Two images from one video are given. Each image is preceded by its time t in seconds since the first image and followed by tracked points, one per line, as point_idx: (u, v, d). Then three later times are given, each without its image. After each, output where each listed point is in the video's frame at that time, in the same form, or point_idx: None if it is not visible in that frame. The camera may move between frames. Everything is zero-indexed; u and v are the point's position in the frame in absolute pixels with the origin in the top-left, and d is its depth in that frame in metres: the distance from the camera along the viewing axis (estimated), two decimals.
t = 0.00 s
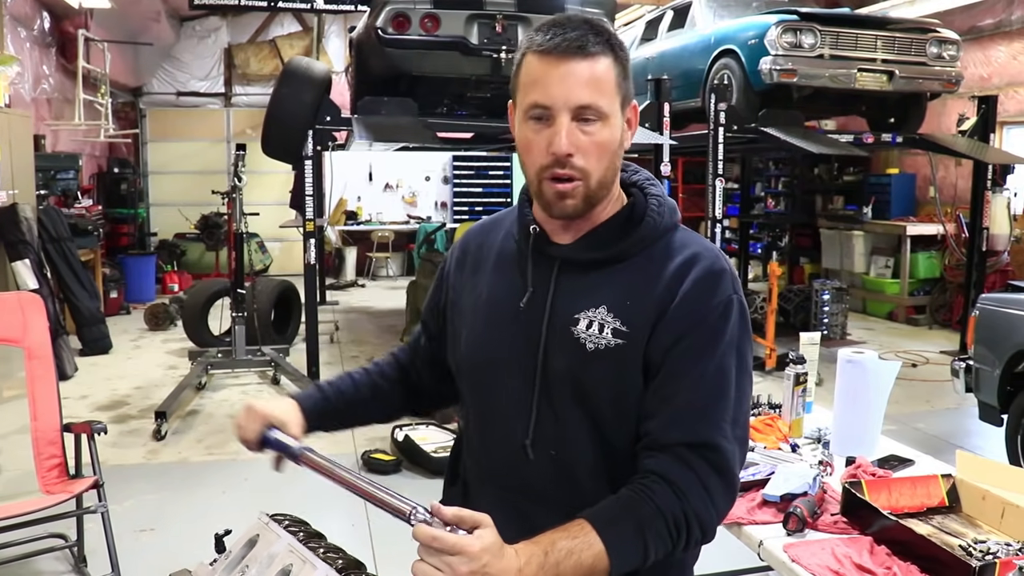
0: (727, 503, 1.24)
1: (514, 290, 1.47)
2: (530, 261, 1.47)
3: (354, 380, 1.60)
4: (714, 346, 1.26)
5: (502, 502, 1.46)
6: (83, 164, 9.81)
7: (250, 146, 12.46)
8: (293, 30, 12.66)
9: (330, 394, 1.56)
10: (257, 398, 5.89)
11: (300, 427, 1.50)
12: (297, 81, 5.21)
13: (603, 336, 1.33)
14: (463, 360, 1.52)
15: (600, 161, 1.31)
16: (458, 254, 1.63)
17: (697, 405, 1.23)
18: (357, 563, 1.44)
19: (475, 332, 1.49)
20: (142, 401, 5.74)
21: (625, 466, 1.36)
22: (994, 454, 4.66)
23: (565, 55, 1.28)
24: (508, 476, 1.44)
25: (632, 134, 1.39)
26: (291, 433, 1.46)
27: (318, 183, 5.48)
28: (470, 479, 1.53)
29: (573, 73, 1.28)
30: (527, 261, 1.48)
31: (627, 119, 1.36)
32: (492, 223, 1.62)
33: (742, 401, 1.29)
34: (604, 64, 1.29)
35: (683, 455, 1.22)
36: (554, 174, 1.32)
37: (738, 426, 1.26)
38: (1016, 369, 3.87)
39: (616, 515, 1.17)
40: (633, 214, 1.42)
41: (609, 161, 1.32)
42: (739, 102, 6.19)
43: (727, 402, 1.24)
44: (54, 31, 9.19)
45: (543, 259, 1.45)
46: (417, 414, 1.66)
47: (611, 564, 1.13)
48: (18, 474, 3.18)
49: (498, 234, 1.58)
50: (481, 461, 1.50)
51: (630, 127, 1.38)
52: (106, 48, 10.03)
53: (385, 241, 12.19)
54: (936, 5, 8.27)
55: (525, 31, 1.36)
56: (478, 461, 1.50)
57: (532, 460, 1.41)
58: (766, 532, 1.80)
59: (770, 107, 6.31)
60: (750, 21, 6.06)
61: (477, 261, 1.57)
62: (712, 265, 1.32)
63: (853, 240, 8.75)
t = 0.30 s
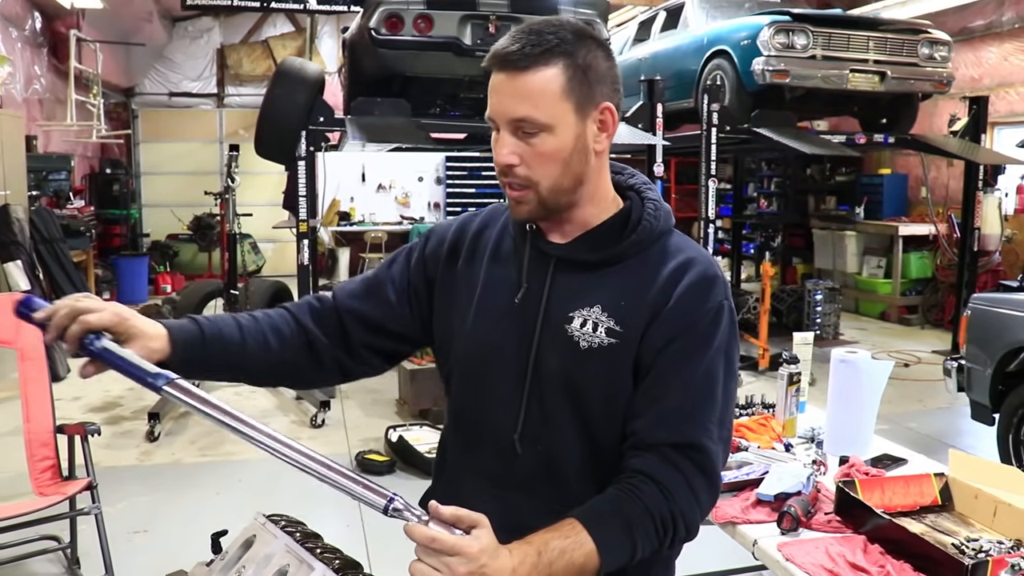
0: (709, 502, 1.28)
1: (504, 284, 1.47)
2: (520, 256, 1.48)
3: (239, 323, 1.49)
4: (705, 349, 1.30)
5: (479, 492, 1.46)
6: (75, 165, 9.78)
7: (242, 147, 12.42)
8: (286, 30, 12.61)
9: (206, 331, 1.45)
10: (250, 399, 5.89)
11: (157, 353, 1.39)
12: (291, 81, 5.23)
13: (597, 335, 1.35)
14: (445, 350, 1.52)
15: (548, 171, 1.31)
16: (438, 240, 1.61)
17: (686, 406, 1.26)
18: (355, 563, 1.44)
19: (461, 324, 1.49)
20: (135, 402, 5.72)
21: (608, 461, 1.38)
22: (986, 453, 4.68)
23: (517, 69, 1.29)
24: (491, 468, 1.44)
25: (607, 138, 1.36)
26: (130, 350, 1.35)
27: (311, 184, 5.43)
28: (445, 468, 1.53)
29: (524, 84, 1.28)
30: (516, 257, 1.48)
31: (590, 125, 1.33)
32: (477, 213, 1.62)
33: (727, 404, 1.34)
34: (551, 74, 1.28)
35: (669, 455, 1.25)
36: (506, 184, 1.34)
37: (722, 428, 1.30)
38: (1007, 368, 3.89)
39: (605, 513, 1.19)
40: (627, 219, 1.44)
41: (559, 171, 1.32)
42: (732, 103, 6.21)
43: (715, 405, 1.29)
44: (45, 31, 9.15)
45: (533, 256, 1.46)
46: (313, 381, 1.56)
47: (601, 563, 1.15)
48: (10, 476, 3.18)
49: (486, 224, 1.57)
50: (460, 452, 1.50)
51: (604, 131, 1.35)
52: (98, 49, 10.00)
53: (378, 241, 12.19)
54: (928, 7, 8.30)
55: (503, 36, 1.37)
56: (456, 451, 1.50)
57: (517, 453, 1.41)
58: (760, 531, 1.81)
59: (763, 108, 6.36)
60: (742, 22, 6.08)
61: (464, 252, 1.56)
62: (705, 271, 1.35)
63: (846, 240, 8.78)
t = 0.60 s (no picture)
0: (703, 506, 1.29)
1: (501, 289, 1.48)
2: (518, 260, 1.48)
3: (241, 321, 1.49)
4: (701, 358, 1.30)
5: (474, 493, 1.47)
6: (69, 166, 9.76)
7: (237, 148, 12.41)
8: (280, 31, 12.64)
9: (205, 333, 1.44)
10: (246, 400, 5.89)
11: (159, 361, 1.37)
12: (287, 82, 5.20)
13: (596, 343, 1.35)
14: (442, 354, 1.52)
15: (541, 174, 1.31)
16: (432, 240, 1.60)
17: (682, 415, 1.27)
18: (354, 563, 1.44)
19: (457, 326, 1.49)
20: (130, 404, 5.71)
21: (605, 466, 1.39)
22: (980, 452, 4.70)
23: (501, 78, 1.29)
24: (488, 471, 1.45)
25: (600, 137, 1.36)
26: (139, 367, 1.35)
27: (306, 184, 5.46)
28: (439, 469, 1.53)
29: (511, 90, 1.28)
30: (514, 261, 1.49)
31: (582, 124, 1.33)
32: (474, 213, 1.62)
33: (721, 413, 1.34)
34: (534, 78, 1.28)
35: (663, 463, 1.25)
36: (501, 190, 1.34)
37: (716, 437, 1.31)
38: (1001, 368, 3.91)
39: (602, 515, 1.19)
40: (624, 225, 1.45)
41: (553, 173, 1.32)
42: (726, 104, 6.22)
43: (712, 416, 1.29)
44: (40, 32, 9.14)
45: (531, 260, 1.46)
46: (308, 379, 1.56)
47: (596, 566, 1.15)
48: (6, 477, 3.17)
49: (485, 227, 1.58)
50: (454, 453, 1.50)
51: (597, 130, 1.35)
52: (92, 49, 9.98)
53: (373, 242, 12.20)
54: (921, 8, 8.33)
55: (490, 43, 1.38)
56: (452, 452, 1.51)
57: (511, 455, 1.42)
58: (756, 531, 1.81)
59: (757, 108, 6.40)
60: (737, 23, 6.10)
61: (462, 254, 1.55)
62: (703, 281, 1.36)
63: (840, 240, 8.81)
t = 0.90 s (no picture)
0: (703, 519, 1.26)
1: (488, 292, 1.47)
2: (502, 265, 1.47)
3: (376, 381, 1.63)
4: (683, 373, 1.24)
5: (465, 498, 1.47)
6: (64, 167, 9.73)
7: (233, 148, 12.40)
8: (276, 32, 12.64)
9: (358, 400, 1.60)
10: (242, 400, 5.89)
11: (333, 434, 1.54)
12: (282, 82, 5.22)
13: (564, 349, 1.32)
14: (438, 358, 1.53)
15: (518, 181, 1.29)
16: (442, 245, 1.62)
17: (667, 430, 1.23)
18: (353, 562, 1.44)
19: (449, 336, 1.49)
20: (126, 405, 5.70)
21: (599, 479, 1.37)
22: (975, 451, 4.73)
23: (478, 83, 1.28)
24: (477, 476, 1.45)
25: (580, 144, 1.33)
26: (319, 444, 1.50)
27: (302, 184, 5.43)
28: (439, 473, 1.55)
29: (487, 96, 1.27)
30: (500, 263, 1.48)
31: (560, 131, 1.30)
32: (473, 216, 1.62)
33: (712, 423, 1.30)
34: (510, 84, 1.27)
35: (655, 479, 1.22)
36: (478, 196, 1.33)
37: (708, 448, 1.27)
38: (997, 367, 3.93)
39: (604, 523, 1.18)
40: (603, 229, 1.40)
41: (530, 180, 1.30)
42: (722, 104, 6.23)
43: (695, 433, 1.24)
44: (34, 32, 9.10)
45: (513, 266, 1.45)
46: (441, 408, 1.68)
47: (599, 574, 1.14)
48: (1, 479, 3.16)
49: (479, 229, 1.57)
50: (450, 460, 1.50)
51: (576, 136, 1.32)
52: (86, 50, 9.95)
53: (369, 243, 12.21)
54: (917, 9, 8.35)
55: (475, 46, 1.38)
56: (447, 456, 1.52)
57: (497, 462, 1.41)
58: (753, 530, 1.82)
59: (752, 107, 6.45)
60: (732, 23, 6.11)
61: (459, 256, 1.56)
62: (683, 290, 1.29)
63: (835, 241, 8.83)
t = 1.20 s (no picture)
0: (706, 518, 1.22)
1: (487, 289, 1.50)
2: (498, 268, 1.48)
3: (417, 398, 1.61)
4: (666, 371, 1.21)
5: (463, 500, 1.47)
6: (59, 166, 9.71)
7: (228, 148, 12.38)
8: (271, 31, 12.63)
9: (401, 421, 1.57)
10: (238, 400, 5.88)
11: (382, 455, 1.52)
12: (278, 82, 5.23)
13: (540, 342, 1.32)
14: (442, 359, 1.55)
15: (499, 180, 1.29)
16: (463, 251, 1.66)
17: (651, 427, 1.20)
18: (352, 561, 1.44)
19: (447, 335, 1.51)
20: (122, 404, 5.69)
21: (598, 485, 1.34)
22: (969, 450, 4.74)
23: (454, 91, 1.31)
24: (468, 473, 1.45)
25: (562, 142, 1.33)
26: (369, 468, 1.47)
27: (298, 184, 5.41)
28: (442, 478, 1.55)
29: (466, 100, 1.29)
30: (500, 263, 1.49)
31: (538, 128, 1.30)
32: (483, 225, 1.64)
33: (703, 420, 1.26)
34: (483, 86, 1.28)
35: (650, 478, 1.19)
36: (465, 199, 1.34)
37: (700, 445, 1.24)
38: (991, 366, 3.94)
39: (603, 522, 1.16)
40: (591, 224, 1.38)
41: (510, 179, 1.29)
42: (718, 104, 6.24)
43: (680, 433, 1.20)
44: (28, 30, 9.07)
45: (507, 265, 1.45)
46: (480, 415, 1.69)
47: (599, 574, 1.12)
48: None
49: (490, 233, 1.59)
50: (449, 462, 1.51)
51: (557, 134, 1.32)
52: (81, 49, 9.92)
53: (364, 242, 12.21)
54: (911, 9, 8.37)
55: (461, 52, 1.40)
56: (447, 457, 1.52)
57: (481, 455, 1.42)
58: (750, 528, 1.82)
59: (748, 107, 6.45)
60: (728, 23, 6.12)
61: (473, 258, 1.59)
62: (661, 286, 1.27)
63: (830, 240, 8.85)
